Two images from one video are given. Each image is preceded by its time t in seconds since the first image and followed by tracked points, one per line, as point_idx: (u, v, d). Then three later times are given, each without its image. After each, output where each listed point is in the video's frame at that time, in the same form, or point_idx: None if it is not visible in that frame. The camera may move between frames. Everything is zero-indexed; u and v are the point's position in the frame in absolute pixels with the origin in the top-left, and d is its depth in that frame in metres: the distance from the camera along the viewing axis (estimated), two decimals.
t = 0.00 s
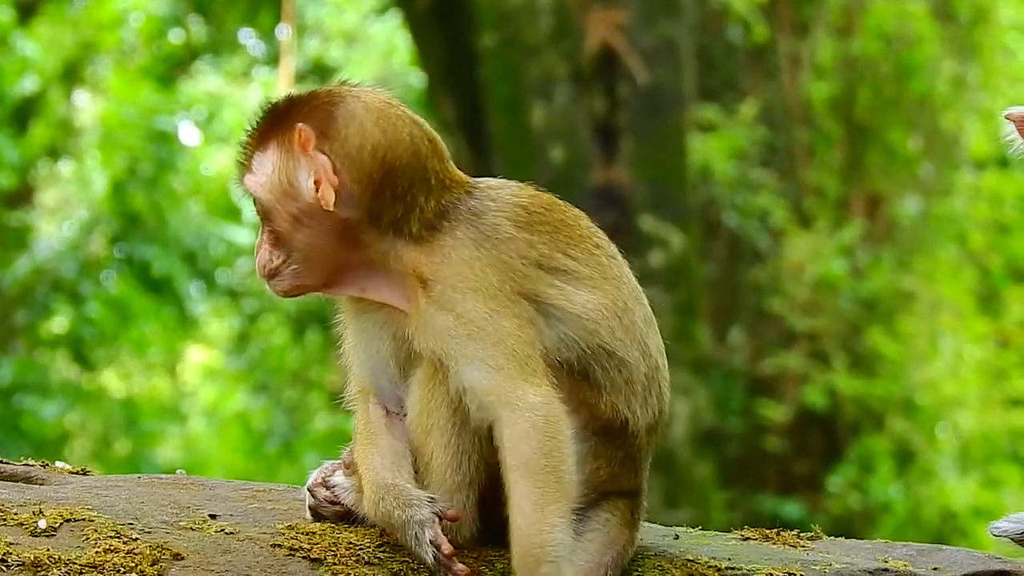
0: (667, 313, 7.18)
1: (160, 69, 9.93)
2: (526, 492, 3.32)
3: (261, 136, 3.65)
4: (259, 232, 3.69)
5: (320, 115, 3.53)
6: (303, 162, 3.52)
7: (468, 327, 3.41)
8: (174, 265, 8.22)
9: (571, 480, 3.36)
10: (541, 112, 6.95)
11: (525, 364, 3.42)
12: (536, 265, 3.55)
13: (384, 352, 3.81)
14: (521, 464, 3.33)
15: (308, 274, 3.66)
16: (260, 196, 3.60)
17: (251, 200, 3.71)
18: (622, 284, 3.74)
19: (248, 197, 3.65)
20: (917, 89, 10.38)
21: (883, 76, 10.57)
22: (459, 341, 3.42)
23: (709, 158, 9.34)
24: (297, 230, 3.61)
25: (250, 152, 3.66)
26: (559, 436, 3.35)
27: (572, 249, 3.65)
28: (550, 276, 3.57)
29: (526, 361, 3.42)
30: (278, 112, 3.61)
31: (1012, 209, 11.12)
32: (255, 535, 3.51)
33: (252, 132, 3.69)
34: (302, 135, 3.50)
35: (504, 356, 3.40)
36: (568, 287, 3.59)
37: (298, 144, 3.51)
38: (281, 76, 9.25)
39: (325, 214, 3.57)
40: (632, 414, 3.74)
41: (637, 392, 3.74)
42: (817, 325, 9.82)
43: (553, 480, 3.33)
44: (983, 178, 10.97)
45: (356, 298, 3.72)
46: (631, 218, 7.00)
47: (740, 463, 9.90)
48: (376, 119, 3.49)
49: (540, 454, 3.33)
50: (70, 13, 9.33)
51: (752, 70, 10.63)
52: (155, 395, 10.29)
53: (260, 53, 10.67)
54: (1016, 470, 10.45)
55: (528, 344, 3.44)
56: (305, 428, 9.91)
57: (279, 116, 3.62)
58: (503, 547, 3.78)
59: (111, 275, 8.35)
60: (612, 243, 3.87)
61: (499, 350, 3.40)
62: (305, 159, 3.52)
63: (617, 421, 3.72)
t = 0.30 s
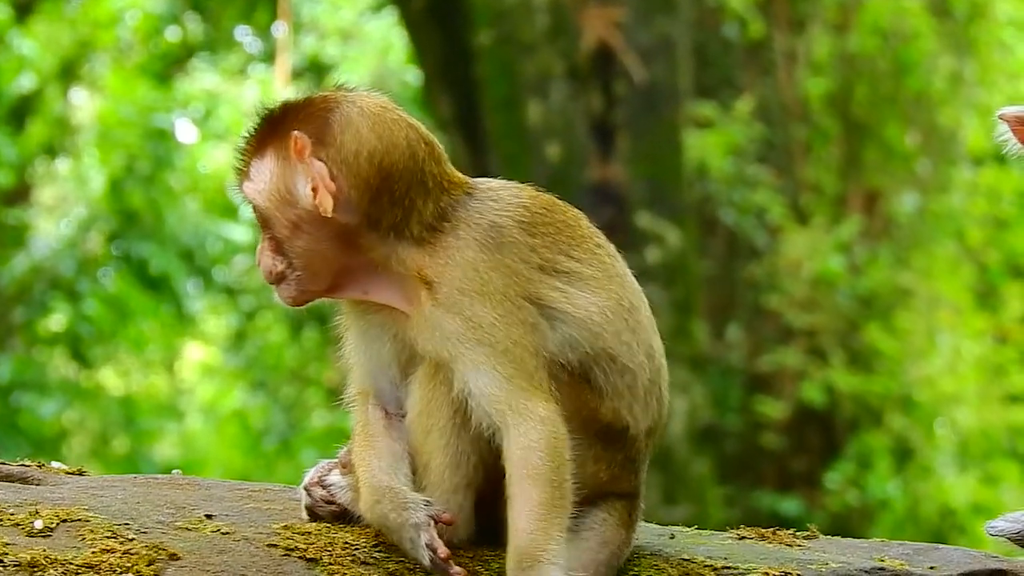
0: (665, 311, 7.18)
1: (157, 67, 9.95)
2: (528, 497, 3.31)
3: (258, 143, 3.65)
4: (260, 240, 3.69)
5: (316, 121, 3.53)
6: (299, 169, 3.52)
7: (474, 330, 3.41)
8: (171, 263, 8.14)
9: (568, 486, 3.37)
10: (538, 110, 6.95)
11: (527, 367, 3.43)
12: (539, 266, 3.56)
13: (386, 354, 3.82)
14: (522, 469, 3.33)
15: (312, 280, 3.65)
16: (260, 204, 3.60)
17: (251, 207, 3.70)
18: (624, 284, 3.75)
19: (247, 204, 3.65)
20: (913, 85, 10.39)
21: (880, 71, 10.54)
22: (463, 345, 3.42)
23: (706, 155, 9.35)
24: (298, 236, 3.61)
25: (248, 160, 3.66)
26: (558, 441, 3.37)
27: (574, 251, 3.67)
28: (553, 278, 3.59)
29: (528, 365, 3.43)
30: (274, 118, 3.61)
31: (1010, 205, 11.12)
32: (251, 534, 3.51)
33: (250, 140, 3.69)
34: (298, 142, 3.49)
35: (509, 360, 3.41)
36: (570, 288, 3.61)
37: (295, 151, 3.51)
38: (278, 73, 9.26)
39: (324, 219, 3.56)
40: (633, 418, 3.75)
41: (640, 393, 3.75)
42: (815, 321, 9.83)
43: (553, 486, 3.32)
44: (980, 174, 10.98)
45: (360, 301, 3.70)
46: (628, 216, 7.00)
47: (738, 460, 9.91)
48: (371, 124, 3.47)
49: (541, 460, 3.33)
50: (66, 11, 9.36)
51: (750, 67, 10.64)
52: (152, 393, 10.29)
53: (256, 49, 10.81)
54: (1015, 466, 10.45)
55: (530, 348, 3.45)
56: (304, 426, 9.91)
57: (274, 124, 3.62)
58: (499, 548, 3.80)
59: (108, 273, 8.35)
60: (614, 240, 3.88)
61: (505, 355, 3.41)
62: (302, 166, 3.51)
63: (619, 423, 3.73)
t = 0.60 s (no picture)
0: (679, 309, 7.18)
1: (170, 66, 10.02)
2: (544, 499, 3.29)
3: (257, 148, 3.68)
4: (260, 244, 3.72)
5: (312, 126, 3.56)
6: (296, 175, 3.55)
7: (471, 334, 3.39)
8: (185, 262, 8.21)
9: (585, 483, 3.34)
10: (551, 108, 6.90)
11: (529, 368, 3.41)
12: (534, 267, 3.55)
13: (386, 359, 3.90)
14: (535, 470, 3.31)
15: (310, 285, 3.70)
16: (257, 210, 3.64)
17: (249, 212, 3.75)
18: (625, 282, 3.75)
19: (245, 210, 3.69)
20: (928, 81, 10.39)
21: (894, 68, 10.51)
22: (462, 349, 3.40)
23: (720, 152, 9.34)
24: (295, 243, 3.65)
25: (248, 166, 3.70)
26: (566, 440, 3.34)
27: (571, 252, 3.66)
28: (549, 279, 3.57)
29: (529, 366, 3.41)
30: (271, 124, 3.65)
31: None
32: (265, 535, 3.53)
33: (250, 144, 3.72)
34: (297, 148, 3.53)
35: (507, 362, 3.39)
36: (568, 287, 3.59)
37: (290, 157, 3.54)
38: (293, 73, 9.31)
39: (320, 225, 3.59)
40: (640, 413, 3.75)
41: (644, 390, 3.74)
42: (829, 318, 9.82)
43: (568, 484, 3.30)
44: (995, 170, 10.96)
45: (359, 307, 3.74)
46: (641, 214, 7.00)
47: (752, 457, 9.91)
48: (366, 129, 3.49)
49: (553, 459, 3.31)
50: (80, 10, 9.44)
51: (763, 63, 10.68)
52: (167, 391, 10.34)
53: (272, 50, 10.78)
54: None
55: (529, 348, 3.43)
56: (318, 424, 9.95)
57: (274, 129, 3.65)
58: (511, 547, 3.81)
59: (124, 272, 8.35)
60: (612, 238, 3.89)
61: (502, 358, 3.39)
62: (298, 172, 3.54)
63: (626, 419, 3.72)
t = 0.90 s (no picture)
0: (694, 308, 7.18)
1: (186, 65, 10.08)
2: (561, 496, 3.32)
3: (282, 140, 3.66)
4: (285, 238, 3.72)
5: (334, 122, 3.52)
6: (319, 169, 3.52)
7: (500, 332, 3.42)
8: (202, 261, 8.21)
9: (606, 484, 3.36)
10: (567, 107, 6.91)
11: (554, 367, 3.43)
12: (562, 266, 3.55)
13: (408, 358, 3.88)
14: (557, 466, 3.34)
15: (335, 281, 3.69)
16: (281, 204, 3.63)
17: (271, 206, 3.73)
18: (647, 284, 3.76)
19: (267, 204, 3.67)
20: (944, 81, 10.37)
21: (910, 68, 10.51)
22: (491, 347, 3.43)
23: (736, 151, 9.31)
24: (318, 237, 3.65)
25: (272, 160, 3.68)
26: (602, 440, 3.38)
27: (596, 252, 3.66)
28: (577, 277, 3.58)
29: (561, 363, 3.43)
30: (297, 118, 3.62)
31: None
32: (280, 534, 3.54)
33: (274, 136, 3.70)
34: (316, 143, 3.50)
35: (537, 360, 3.42)
36: (595, 286, 3.60)
37: (313, 152, 3.51)
38: (309, 72, 9.34)
39: (343, 220, 3.59)
40: (661, 415, 3.77)
41: (665, 392, 3.76)
42: (845, 318, 9.81)
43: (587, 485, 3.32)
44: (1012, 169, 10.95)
45: (382, 304, 3.76)
46: (657, 214, 7.00)
47: (768, 456, 9.90)
48: (391, 127, 3.46)
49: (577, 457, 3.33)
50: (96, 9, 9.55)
51: (780, 62, 10.59)
52: (183, 389, 10.38)
53: (288, 49, 10.86)
54: None
55: (560, 346, 3.45)
56: (334, 423, 10.00)
57: (297, 121, 3.63)
58: (527, 547, 3.80)
59: (140, 272, 8.38)
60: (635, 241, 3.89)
61: (531, 356, 3.42)
62: (321, 166, 3.52)
63: (647, 421, 3.74)
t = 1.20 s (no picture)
0: (708, 309, 7.19)
1: (199, 66, 10.13)
2: (571, 409, 3.40)
3: (356, 117, 3.77)
4: (356, 213, 3.72)
5: (442, 97, 3.73)
6: (442, 135, 3.69)
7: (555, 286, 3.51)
8: (215, 263, 8.21)
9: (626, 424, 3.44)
10: (581, 108, 6.89)
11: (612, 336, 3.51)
12: (614, 249, 3.63)
13: (440, 348, 3.94)
14: (586, 384, 3.43)
15: (415, 255, 3.73)
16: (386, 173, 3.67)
17: (348, 183, 3.73)
18: (677, 288, 3.78)
19: (359, 175, 3.69)
20: (958, 82, 10.35)
21: (924, 69, 10.50)
22: (553, 302, 3.52)
23: (750, 153, 9.28)
24: (418, 207, 3.70)
25: (362, 135, 3.75)
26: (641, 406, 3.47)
27: (631, 252, 3.69)
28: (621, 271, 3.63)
29: (607, 331, 3.50)
30: (386, 94, 3.76)
31: None
32: (296, 534, 3.55)
33: (340, 116, 3.80)
34: (442, 110, 3.67)
35: (588, 319, 3.50)
36: (637, 282, 3.64)
37: (441, 119, 3.68)
38: (323, 74, 9.34)
39: (455, 189, 3.69)
40: (685, 417, 3.76)
41: (690, 395, 3.76)
42: (858, 319, 9.80)
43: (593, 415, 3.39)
44: None
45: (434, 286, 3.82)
46: (672, 215, 6.99)
47: (782, 458, 9.89)
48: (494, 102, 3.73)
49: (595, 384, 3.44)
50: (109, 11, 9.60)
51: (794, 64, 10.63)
52: (197, 391, 10.41)
53: (301, 50, 10.69)
54: None
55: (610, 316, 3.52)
56: (348, 424, 10.03)
57: (378, 95, 3.76)
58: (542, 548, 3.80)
59: (154, 273, 8.39)
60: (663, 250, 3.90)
61: (591, 320, 3.50)
62: (445, 133, 3.68)
63: (671, 421, 3.73)
